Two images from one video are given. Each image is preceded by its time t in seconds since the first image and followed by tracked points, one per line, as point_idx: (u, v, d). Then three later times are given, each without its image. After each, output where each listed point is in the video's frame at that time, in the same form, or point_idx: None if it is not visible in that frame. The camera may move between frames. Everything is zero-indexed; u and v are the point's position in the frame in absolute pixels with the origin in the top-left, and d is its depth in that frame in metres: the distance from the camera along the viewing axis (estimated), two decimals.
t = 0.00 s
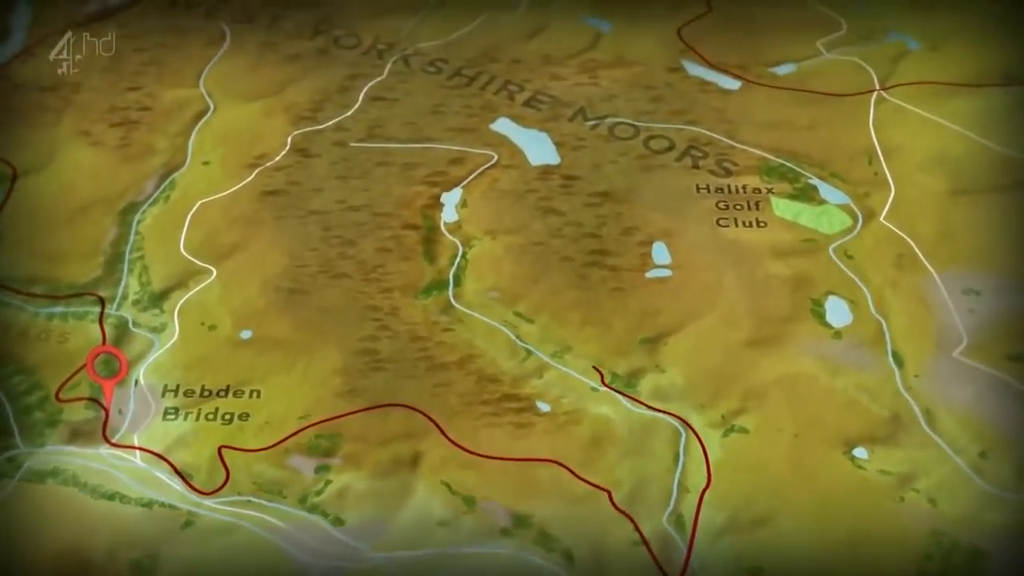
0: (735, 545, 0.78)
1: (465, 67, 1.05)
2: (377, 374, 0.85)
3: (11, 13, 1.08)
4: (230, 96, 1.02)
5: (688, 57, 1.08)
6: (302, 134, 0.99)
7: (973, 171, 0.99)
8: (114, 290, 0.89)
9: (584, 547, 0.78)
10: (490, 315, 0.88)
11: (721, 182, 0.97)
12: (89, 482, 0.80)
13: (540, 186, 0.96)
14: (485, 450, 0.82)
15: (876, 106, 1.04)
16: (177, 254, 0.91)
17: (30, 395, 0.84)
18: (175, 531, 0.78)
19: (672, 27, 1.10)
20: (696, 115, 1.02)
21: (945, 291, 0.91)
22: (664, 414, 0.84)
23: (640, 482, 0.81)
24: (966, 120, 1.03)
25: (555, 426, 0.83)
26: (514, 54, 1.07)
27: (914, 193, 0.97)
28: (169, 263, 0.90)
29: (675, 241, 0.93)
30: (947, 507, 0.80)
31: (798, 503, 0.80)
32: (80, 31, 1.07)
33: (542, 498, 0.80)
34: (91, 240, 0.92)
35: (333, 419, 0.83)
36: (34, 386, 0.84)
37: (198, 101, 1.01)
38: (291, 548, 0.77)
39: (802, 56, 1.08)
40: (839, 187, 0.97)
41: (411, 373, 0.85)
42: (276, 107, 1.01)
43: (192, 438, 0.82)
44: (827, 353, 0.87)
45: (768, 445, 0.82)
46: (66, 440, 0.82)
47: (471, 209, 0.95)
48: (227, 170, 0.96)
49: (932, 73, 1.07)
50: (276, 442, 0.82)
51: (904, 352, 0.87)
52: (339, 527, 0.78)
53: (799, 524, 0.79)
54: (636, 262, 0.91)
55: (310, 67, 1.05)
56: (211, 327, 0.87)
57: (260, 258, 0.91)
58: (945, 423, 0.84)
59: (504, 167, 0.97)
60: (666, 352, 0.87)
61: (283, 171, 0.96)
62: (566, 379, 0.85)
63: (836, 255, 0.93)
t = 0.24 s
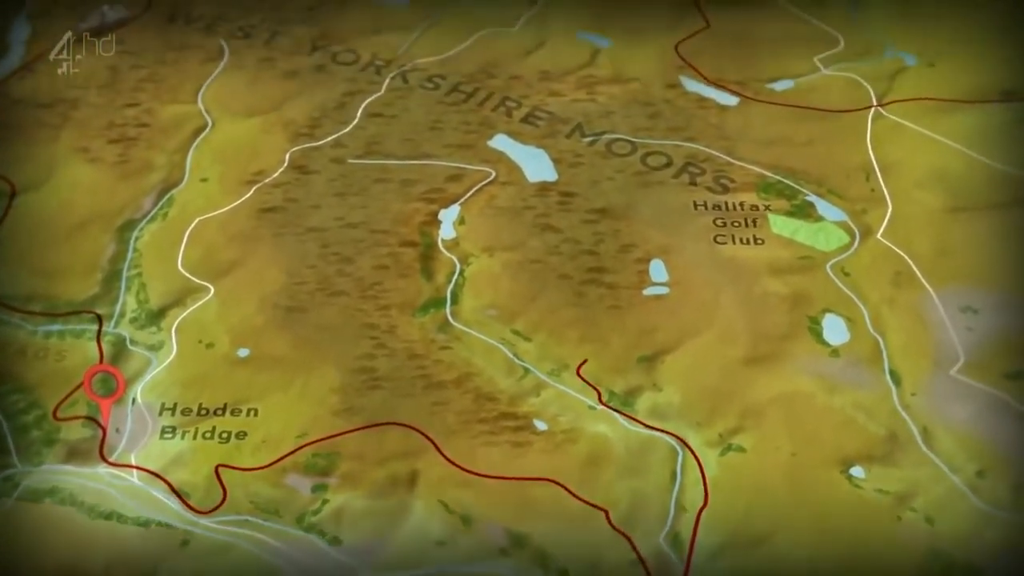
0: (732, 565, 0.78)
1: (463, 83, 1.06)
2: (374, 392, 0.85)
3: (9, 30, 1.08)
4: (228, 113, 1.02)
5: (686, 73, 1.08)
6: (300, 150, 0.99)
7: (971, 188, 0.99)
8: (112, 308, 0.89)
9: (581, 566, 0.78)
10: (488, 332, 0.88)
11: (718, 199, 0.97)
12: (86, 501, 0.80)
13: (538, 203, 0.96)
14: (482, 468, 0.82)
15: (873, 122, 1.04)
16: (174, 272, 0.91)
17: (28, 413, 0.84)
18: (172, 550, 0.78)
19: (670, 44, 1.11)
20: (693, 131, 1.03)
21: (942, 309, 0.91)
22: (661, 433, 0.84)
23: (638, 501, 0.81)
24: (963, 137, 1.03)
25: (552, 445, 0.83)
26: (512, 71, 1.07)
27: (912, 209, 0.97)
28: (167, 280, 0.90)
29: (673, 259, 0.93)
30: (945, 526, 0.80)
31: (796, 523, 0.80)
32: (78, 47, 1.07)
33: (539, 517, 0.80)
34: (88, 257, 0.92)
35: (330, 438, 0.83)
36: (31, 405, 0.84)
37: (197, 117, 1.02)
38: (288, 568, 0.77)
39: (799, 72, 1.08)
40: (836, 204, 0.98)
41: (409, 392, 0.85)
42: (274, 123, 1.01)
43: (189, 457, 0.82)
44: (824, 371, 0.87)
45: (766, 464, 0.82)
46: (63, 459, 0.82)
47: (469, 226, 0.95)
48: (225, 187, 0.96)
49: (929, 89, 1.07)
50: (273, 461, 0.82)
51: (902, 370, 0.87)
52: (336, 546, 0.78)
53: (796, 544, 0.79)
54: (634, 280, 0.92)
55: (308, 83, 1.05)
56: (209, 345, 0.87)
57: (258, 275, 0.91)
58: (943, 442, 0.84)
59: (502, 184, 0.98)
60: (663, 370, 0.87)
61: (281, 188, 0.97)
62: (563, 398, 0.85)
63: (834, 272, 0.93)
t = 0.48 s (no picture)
0: None
1: (461, 99, 1.06)
2: (372, 411, 0.85)
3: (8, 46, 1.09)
4: (226, 129, 1.02)
5: (684, 89, 1.08)
6: (298, 167, 1.00)
7: (967, 205, 0.99)
8: (109, 326, 0.89)
9: None
10: (485, 350, 0.88)
11: (716, 216, 0.97)
12: (82, 520, 0.80)
13: (535, 220, 0.96)
14: (479, 487, 0.82)
15: (871, 139, 1.04)
16: (172, 289, 0.91)
17: (25, 432, 0.84)
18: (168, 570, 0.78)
19: (668, 59, 1.11)
20: (691, 148, 1.03)
21: (939, 327, 0.91)
22: (658, 452, 0.84)
23: (635, 520, 0.81)
24: (960, 153, 1.03)
25: (550, 464, 0.83)
26: (509, 86, 1.08)
27: (909, 226, 0.97)
28: (165, 298, 0.90)
29: (670, 276, 0.93)
30: (942, 545, 0.80)
31: (793, 542, 0.80)
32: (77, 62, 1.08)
33: (536, 536, 0.80)
34: (86, 274, 0.92)
35: (327, 456, 0.83)
36: (29, 423, 0.84)
37: (195, 133, 1.02)
38: None
39: (797, 88, 1.09)
40: (834, 221, 0.98)
41: (406, 410, 0.85)
42: (272, 139, 1.02)
43: (186, 476, 0.82)
44: (821, 389, 0.87)
45: (763, 482, 0.82)
46: (60, 478, 0.82)
47: (466, 243, 0.95)
48: (222, 204, 0.97)
49: (926, 105, 1.08)
50: (270, 480, 0.82)
51: (899, 388, 0.87)
52: (333, 566, 0.78)
53: (794, 563, 0.79)
54: (631, 297, 0.92)
55: (306, 99, 1.05)
56: (206, 363, 0.87)
57: (255, 292, 0.91)
58: (940, 460, 0.84)
59: (499, 201, 0.98)
60: (661, 389, 0.87)
61: (279, 205, 0.97)
62: (561, 416, 0.85)
63: (831, 290, 0.93)
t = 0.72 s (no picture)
0: None
1: (459, 115, 1.06)
2: (369, 429, 0.85)
3: (8, 62, 1.09)
4: (225, 145, 1.02)
5: (681, 105, 1.08)
6: (296, 183, 1.00)
7: (965, 221, 0.99)
8: (107, 343, 0.89)
9: None
10: (483, 368, 0.88)
11: (713, 232, 0.97)
12: (80, 539, 0.80)
13: (533, 236, 0.97)
14: (477, 506, 0.82)
15: (868, 155, 1.04)
16: (170, 307, 0.91)
17: (23, 450, 0.84)
18: None
19: (666, 75, 1.11)
20: (689, 164, 1.03)
21: (937, 344, 0.91)
22: (656, 470, 0.84)
23: (632, 539, 0.81)
24: (958, 169, 1.04)
25: (547, 482, 0.83)
26: (508, 102, 1.08)
27: (907, 243, 0.98)
28: (163, 315, 0.90)
29: (668, 293, 0.93)
30: (939, 564, 0.80)
31: (791, 561, 0.80)
32: (76, 78, 1.08)
33: (533, 555, 0.80)
34: (84, 291, 0.92)
35: (325, 474, 0.83)
36: (27, 441, 0.84)
37: (193, 149, 1.02)
38: None
39: (794, 104, 1.09)
40: (831, 237, 0.98)
41: (404, 428, 0.85)
42: (271, 156, 1.02)
43: (184, 494, 0.82)
44: (819, 407, 0.87)
45: (761, 501, 0.82)
46: (58, 497, 0.82)
47: (464, 260, 0.95)
48: (221, 221, 0.97)
49: (924, 121, 1.08)
50: (268, 499, 0.82)
51: (897, 407, 0.87)
52: None
53: None
54: (629, 314, 0.92)
55: (305, 115, 1.05)
56: (204, 381, 0.87)
57: (253, 310, 0.91)
58: (938, 479, 0.84)
59: (497, 218, 0.98)
60: (658, 407, 0.87)
61: (277, 221, 0.97)
62: (558, 434, 0.85)
63: (829, 307, 0.93)
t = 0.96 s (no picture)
0: None
1: (457, 131, 1.06)
2: (367, 447, 0.85)
3: (6, 77, 1.09)
4: (223, 161, 1.03)
5: (679, 120, 1.09)
6: (294, 199, 1.00)
7: (963, 238, 0.99)
8: (105, 361, 0.89)
9: None
10: (480, 385, 0.88)
11: (711, 249, 0.97)
12: (77, 558, 0.80)
13: (531, 253, 0.97)
14: (474, 524, 0.81)
15: (866, 171, 1.04)
16: (168, 324, 0.91)
17: (20, 469, 0.84)
18: None
19: (663, 90, 1.11)
20: (686, 180, 1.03)
21: (934, 361, 0.91)
22: (654, 488, 0.84)
23: (630, 557, 0.81)
24: (955, 185, 1.04)
25: (545, 501, 0.83)
26: (506, 118, 1.08)
27: (904, 259, 0.98)
28: (160, 332, 0.90)
29: (665, 310, 0.93)
30: None
31: None
32: (75, 94, 1.08)
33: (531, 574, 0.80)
34: (82, 309, 0.92)
35: (322, 493, 0.83)
36: (24, 460, 0.84)
37: (191, 165, 1.02)
38: None
39: (792, 119, 1.09)
40: (829, 254, 0.98)
41: (401, 446, 0.85)
42: (269, 172, 1.02)
43: (181, 513, 0.82)
44: (817, 425, 0.87)
45: (759, 519, 0.82)
46: (55, 515, 0.81)
47: (462, 276, 0.95)
48: (219, 237, 0.97)
49: (921, 137, 1.08)
50: (265, 517, 0.81)
51: (894, 425, 0.87)
52: None
53: None
54: (626, 331, 0.92)
55: (303, 131, 1.06)
56: (202, 399, 0.87)
57: (251, 327, 0.91)
58: (935, 497, 0.84)
59: (495, 234, 0.98)
60: (656, 425, 0.87)
61: (275, 238, 0.97)
62: (556, 453, 0.85)
63: (826, 324, 0.93)
